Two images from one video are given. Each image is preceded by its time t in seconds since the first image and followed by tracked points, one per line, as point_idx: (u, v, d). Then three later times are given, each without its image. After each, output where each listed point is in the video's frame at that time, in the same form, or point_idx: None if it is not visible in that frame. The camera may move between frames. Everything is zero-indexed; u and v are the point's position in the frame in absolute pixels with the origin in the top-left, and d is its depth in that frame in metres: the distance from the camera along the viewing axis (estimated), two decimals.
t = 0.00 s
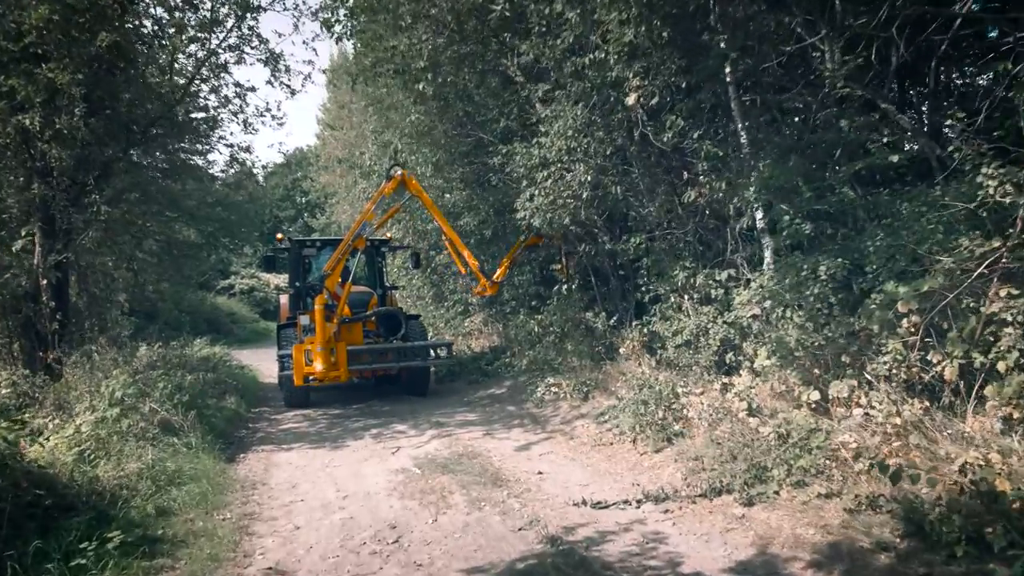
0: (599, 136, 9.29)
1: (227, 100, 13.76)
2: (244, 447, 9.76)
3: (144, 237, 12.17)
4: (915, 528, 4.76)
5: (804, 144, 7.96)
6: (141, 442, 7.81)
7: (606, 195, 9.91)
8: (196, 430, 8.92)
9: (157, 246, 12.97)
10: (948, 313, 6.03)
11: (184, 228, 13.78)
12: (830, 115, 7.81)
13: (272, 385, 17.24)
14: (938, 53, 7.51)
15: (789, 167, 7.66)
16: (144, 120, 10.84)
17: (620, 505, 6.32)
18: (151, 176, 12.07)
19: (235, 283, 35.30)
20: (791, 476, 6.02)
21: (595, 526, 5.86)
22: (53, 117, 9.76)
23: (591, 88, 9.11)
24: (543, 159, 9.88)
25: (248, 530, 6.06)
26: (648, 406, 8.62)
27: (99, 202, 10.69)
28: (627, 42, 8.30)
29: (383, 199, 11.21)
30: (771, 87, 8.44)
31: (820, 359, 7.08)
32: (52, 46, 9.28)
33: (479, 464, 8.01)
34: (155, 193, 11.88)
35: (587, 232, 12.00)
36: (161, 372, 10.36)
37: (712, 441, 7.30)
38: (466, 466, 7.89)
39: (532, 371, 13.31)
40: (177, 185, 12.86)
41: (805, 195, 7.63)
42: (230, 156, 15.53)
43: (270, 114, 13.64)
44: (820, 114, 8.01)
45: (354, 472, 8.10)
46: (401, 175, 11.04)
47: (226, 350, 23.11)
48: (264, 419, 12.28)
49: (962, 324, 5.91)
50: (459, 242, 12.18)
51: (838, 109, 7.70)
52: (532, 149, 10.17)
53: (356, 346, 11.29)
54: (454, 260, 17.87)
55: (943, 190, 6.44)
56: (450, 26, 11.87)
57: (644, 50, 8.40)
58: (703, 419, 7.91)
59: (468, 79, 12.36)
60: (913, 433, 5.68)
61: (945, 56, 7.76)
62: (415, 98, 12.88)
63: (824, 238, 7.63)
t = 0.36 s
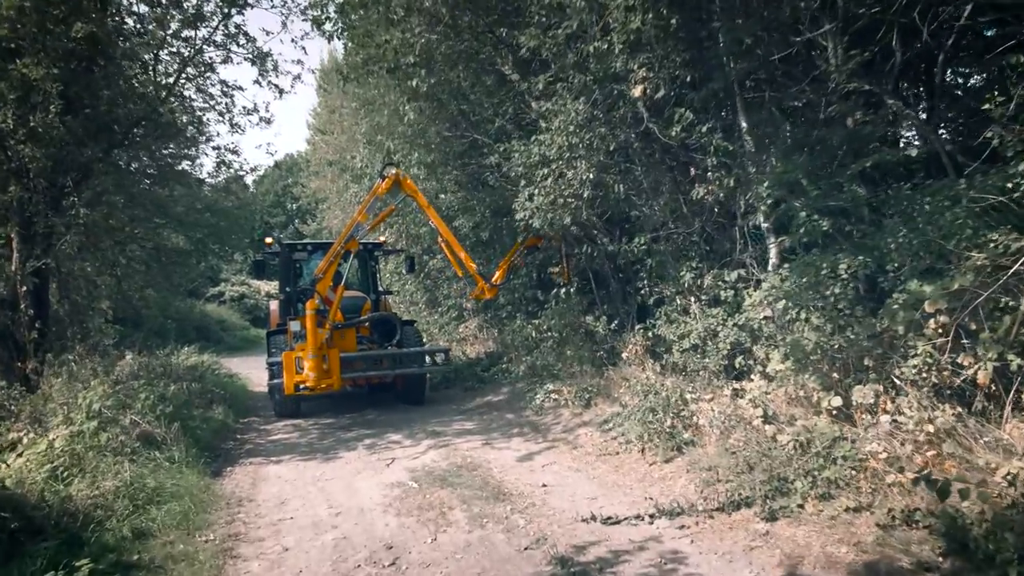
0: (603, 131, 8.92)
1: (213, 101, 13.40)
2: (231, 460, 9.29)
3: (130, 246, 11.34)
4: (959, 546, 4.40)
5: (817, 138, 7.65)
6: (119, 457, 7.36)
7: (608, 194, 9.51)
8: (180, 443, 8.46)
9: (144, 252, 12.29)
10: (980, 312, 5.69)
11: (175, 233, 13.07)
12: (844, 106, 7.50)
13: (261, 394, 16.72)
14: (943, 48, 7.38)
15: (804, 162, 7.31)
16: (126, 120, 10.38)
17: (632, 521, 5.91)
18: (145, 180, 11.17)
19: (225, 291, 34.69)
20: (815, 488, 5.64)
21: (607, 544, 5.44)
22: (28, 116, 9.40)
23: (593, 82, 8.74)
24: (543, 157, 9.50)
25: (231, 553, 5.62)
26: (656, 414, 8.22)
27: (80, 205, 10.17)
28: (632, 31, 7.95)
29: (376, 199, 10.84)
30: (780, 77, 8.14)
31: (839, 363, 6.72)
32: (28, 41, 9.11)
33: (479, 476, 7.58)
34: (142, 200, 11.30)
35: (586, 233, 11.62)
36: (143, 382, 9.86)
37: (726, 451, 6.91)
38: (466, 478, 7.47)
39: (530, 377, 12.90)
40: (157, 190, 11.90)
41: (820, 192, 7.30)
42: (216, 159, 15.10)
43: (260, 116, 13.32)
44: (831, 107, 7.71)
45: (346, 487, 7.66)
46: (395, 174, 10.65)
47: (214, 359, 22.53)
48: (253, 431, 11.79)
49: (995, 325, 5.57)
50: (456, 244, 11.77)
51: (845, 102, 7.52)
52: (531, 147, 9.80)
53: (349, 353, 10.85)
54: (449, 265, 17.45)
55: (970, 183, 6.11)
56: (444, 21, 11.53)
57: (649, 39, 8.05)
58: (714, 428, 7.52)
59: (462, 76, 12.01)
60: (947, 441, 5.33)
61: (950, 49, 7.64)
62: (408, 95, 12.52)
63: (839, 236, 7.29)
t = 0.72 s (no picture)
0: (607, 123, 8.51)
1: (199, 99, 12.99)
2: (217, 473, 8.82)
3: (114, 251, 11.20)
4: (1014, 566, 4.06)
5: (832, 131, 7.31)
6: (96, 471, 6.88)
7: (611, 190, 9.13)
8: (163, 455, 7.98)
9: (132, 257, 12.02)
10: (1018, 311, 5.34)
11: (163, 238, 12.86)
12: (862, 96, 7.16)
13: (250, 400, 16.22)
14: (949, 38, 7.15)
15: (821, 154, 6.96)
16: (106, 116, 9.93)
17: (647, 537, 5.51)
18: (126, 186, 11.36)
19: (215, 295, 34.09)
20: (846, 502, 5.28)
21: (623, 564, 5.03)
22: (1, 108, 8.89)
23: (596, 73, 8.36)
24: (543, 151, 9.10)
25: None
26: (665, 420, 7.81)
27: (56, 203, 9.75)
28: (639, 17, 7.58)
29: (371, 198, 10.41)
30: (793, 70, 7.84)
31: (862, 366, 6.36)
32: None
33: (481, 488, 7.16)
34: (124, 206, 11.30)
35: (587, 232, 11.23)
36: (125, 391, 9.37)
37: (743, 460, 6.52)
38: (466, 490, 7.06)
39: (529, 382, 12.49)
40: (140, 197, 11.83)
41: (838, 185, 6.95)
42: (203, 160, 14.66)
43: (248, 114, 12.92)
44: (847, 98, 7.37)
45: (339, 501, 7.22)
46: (391, 171, 10.25)
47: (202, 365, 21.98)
48: (241, 440, 11.31)
49: None
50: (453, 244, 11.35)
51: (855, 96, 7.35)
52: (531, 141, 9.40)
53: (342, 358, 10.40)
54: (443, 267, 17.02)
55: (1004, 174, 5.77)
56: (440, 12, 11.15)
57: (657, 26, 7.69)
58: (728, 434, 7.14)
59: (459, 70, 11.62)
60: (988, 450, 4.99)
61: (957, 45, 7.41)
62: (402, 89, 12.13)
63: (858, 231, 6.93)
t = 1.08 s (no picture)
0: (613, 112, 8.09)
1: (187, 94, 12.56)
2: (202, 483, 8.34)
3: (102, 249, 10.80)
4: None
5: (852, 119, 6.90)
6: (68, 483, 6.43)
7: (616, 184, 8.70)
8: (142, 464, 7.52)
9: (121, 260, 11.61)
10: None
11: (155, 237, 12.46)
12: (886, 82, 6.76)
13: (240, 405, 15.72)
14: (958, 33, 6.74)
15: (842, 142, 6.54)
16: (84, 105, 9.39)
17: (665, 555, 5.08)
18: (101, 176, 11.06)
19: (207, 297, 33.51)
20: (881, 516, 4.90)
21: None
22: None
23: (602, 59, 7.93)
24: (546, 143, 8.67)
25: None
26: (676, 425, 7.38)
27: (30, 198, 9.11)
28: None
29: (366, 192, 9.97)
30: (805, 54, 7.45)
31: (889, 367, 5.95)
32: None
33: (481, 499, 6.71)
34: (103, 198, 10.90)
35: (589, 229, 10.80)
36: (104, 397, 8.87)
37: (763, 468, 6.09)
38: (466, 502, 6.61)
39: (529, 385, 12.06)
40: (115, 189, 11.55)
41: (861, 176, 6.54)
42: (192, 159, 14.23)
43: (238, 108, 12.51)
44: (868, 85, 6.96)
45: (329, 513, 6.77)
46: (388, 165, 9.83)
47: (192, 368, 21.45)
48: (229, 447, 10.82)
49: None
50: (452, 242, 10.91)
51: (866, 88, 6.88)
52: (532, 132, 8.98)
53: (336, 360, 9.93)
54: (439, 267, 16.58)
55: None
56: None
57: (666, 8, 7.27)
58: (744, 440, 6.72)
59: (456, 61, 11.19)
60: None
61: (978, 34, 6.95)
62: (395, 78, 11.76)
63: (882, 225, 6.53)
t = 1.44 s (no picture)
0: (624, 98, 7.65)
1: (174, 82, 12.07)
2: (189, 491, 7.88)
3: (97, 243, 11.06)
4: None
5: (881, 104, 6.47)
6: (39, 494, 5.99)
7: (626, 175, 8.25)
8: (123, 472, 7.08)
9: (117, 259, 12.12)
10: None
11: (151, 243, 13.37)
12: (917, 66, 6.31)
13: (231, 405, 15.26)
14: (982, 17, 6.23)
15: (873, 128, 6.11)
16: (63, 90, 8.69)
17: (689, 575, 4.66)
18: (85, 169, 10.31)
19: (200, 296, 32.99)
20: (929, 532, 4.63)
21: None
22: None
23: (614, 39, 7.53)
24: (552, 131, 8.23)
25: None
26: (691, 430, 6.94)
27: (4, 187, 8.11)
28: None
29: (362, 183, 9.48)
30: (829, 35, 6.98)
31: (925, 369, 5.61)
32: None
33: (485, 509, 6.27)
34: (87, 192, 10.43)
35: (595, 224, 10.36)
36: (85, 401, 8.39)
37: (788, 479, 5.68)
38: (469, 513, 6.17)
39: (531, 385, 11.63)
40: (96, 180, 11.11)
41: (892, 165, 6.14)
42: (181, 153, 13.74)
43: (227, 99, 12.02)
44: (895, 69, 6.55)
45: (321, 525, 6.32)
46: (385, 155, 9.36)
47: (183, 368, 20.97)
48: (219, 452, 10.35)
49: None
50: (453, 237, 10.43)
51: (891, 73, 6.48)
52: (537, 120, 8.53)
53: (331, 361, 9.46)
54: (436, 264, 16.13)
55: None
56: None
57: None
58: (766, 447, 6.31)
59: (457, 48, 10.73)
60: None
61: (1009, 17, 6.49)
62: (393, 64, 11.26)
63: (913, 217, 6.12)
